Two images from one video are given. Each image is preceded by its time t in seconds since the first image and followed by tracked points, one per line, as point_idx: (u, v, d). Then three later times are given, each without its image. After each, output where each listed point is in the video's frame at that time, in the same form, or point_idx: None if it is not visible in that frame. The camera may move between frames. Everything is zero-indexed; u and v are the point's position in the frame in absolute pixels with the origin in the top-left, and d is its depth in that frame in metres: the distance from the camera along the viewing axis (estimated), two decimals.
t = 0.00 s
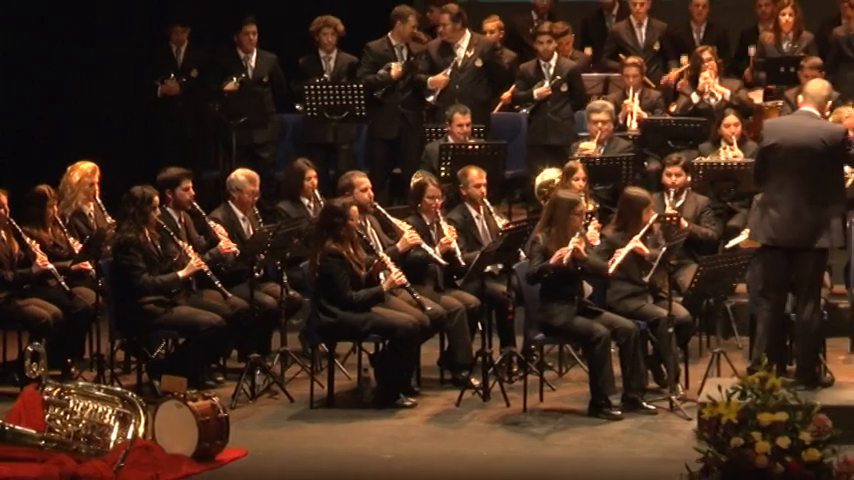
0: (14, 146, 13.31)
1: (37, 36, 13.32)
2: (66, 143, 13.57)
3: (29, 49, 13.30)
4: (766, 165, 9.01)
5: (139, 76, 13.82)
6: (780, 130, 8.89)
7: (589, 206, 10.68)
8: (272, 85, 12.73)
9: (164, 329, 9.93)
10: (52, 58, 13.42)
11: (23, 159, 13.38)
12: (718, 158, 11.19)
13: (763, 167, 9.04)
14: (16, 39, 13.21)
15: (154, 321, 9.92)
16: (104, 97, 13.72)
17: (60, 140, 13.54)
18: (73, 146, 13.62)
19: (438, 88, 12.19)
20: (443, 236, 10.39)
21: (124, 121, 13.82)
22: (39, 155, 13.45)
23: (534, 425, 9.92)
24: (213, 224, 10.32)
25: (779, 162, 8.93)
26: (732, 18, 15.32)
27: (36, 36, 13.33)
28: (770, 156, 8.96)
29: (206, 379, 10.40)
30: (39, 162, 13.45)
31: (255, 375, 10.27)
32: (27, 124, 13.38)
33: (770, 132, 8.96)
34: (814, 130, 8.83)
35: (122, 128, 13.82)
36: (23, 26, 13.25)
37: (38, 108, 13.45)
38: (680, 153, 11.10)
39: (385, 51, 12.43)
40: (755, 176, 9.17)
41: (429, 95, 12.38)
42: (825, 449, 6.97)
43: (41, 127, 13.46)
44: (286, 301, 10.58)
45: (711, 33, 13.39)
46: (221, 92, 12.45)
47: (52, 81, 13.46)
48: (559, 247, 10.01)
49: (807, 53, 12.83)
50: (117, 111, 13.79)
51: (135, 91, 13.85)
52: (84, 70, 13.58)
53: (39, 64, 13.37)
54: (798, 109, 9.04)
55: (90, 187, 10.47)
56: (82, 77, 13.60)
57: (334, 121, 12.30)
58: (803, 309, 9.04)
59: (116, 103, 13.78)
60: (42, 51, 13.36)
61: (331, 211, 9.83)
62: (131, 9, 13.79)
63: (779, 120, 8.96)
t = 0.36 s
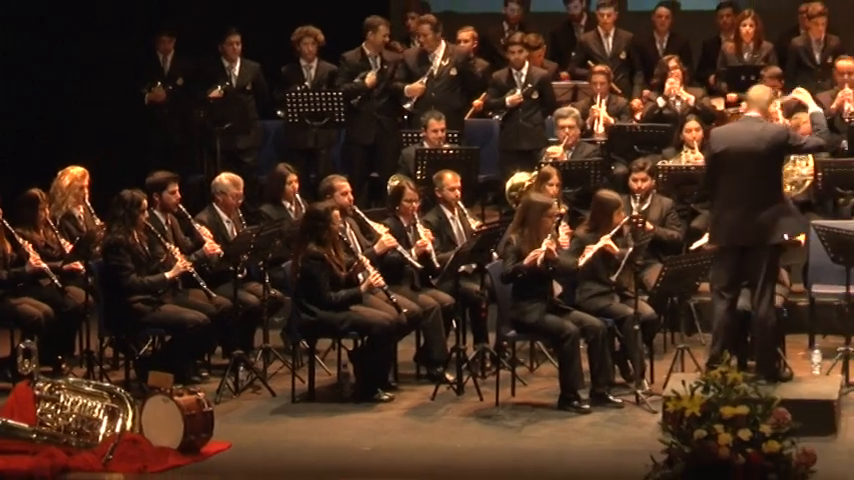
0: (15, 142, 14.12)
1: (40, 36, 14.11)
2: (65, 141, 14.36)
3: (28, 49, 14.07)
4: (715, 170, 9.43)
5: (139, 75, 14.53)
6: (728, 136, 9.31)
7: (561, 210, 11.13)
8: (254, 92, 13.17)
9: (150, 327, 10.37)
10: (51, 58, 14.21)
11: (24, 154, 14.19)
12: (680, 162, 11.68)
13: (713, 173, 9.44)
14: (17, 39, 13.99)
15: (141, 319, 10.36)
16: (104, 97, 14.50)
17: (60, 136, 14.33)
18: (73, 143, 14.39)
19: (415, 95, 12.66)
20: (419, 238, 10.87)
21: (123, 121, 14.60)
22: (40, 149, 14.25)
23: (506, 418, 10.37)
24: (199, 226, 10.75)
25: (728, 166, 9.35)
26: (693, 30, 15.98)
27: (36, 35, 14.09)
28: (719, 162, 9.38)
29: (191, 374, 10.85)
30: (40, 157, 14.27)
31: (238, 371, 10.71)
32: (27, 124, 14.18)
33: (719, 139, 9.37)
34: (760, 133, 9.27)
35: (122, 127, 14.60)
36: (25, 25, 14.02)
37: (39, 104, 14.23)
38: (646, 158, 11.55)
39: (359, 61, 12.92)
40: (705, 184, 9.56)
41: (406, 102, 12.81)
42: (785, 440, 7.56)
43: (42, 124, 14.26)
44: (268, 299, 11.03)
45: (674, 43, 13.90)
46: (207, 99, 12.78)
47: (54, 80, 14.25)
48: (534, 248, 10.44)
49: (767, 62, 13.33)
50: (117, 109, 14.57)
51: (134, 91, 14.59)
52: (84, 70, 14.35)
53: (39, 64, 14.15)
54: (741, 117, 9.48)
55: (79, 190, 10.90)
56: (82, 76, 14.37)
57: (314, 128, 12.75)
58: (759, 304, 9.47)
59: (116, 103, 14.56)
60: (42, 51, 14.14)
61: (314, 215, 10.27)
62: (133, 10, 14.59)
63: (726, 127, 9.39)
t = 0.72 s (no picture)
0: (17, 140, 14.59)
1: (44, 38, 14.56)
2: (64, 139, 14.89)
3: (30, 51, 14.49)
4: (655, 174, 9.90)
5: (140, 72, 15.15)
6: (669, 140, 9.83)
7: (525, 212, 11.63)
8: (229, 99, 13.61)
9: (130, 325, 10.79)
10: (52, 59, 14.64)
11: (26, 152, 14.69)
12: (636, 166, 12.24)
13: (652, 177, 9.91)
14: (17, 39, 14.39)
15: (121, 317, 10.78)
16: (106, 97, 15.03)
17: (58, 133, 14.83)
18: (72, 142, 14.94)
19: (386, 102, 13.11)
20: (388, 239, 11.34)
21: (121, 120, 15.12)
22: (41, 147, 14.77)
23: (472, 411, 10.84)
24: (176, 229, 11.16)
25: (667, 170, 9.85)
26: (649, 39, 16.78)
27: (37, 38, 14.52)
28: (659, 167, 9.88)
29: (170, 370, 11.30)
30: (40, 154, 14.78)
31: (215, 367, 11.15)
32: (27, 124, 14.65)
33: (659, 144, 9.87)
34: (698, 136, 9.80)
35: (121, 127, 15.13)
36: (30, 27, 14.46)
37: (41, 105, 14.71)
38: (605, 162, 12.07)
39: (327, 69, 13.40)
40: (642, 190, 10.00)
41: (377, 110, 13.35)
42: (738, 432, 8.15)
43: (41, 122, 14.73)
44: (244, 298, 11.47)
45: (634, 52, 14.44)
46: (183, 106, 13.25)
47: (54, 81, 14.70)
48: (500, 250, 10.92)
49: (721, 70, 13.85)
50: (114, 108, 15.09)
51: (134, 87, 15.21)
52: (83, 71, 14.85)
53: (39, 64, 14.56)
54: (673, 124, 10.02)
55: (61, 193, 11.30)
56: (81, 76, 14.86)
57: (288, 134, 13.21)
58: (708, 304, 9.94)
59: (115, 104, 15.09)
60: (46, 52, 14.59)
61: (290, 219, 10.72)
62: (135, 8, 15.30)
63: (665, 133, 9.91)
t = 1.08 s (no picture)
0: (17, 139, 15.39)
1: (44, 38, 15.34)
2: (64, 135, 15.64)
3: (31, 50, 15.27)
4: (604, 179, 10.42)
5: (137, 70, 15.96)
6: (614, 147, 10.34)
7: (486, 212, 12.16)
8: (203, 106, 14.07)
9: (107, 323, 11.20)
10: (52, 58, 15.43)
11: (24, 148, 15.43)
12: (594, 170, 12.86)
13: (602, 182, 10.43)
14: (17, 39, 15.17)
15: (98, 315, 11.19)
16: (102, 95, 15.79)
17: (56, 134, 15.58)
18: (71, 140, 15.66)
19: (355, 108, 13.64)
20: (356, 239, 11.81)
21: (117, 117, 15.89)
22: (40, 144, 15.51)
23: (438, 405, 11.30)
24: (151, 232, 11.58)
25: (614, 174, 10.36)
26: (608, 48, 17.28)
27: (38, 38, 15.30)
28: (607, 172, 10.40)
29: (146, 366, 11.72)
30: (40, 153, 15.56)
31: (189, 364, 11.57)
32: (26, 124, 15.44)
33: (605, 150, 10.39)
34: (641, 141, 10.30)
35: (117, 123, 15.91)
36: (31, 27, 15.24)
37: (40, 102, 15.47)
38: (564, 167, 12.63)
39: (295, 77, 13.86)
40: (594, 197, 10.51)
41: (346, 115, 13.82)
42: (692, 425, 8.68)
43: (40, 121, 15.51)
44: (217, 296, 11.93)
45: (592, 60, 14.98)
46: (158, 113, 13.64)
47: (53, 79, 15.49)
48: (463, 250, 11.39)
49: (675, 78, 14.38)
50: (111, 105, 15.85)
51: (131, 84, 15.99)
52: (81, 69, 15.64)
53: (38, 64, 15.35)
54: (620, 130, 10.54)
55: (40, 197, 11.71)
56: (80, 75, 15.64)
57: (258, 140, 13.67)
58: (661, 302, 10.41)
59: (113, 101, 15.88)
60: (45, 51, 15.37)
61: (262, 221, 11.17)
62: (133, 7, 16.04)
63: (611, 139, 10.42)
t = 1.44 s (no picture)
0: (18, 137, 16.11)
1: (41, 38, 16.12)
2: (64, 132, 16.31)
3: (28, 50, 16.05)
4: (572, 184, 10.87)
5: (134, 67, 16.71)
6: (579, 154, 10.77)
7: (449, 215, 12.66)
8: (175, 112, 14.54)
9: (83, 321, 11.62)
10: (49, 58, 16.19)
11: (24, 146, 16.13)
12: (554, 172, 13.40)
13: (571, 187, 10.89)
14: (16, 39, 15.97)
15: (75, 314, 11.60)
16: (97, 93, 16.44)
17: (56, 133, 16.28)
18: (70, 136, 16.34)
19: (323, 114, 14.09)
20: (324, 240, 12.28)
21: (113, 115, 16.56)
22: (38, 142, 16.19)
23: (402, 400, 11.77)
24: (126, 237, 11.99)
25: (579, 179, 10.81)
26: (565, 57, 17.81)
27: (36, 38, 16.10)
28: (574, 178, 10.84)
29: (121, 363, 12.17)
30: (40, 152, 16.24)
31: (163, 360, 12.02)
32: (25, 123, 16.15)
33: (572, 157, 10.84)
34: (606, 148, 10.73)
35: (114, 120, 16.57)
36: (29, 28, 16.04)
37: (37, 101, 16.17)
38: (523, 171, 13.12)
39: (267, 83, 14.30)
40: (564, 199, 10.99)
41: (314, 121, 14.25)
42: (646, 418, 9.17)
43: (40, 121, 16.22)
44: (189, 296, 12.40)
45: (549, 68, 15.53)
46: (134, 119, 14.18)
47: (50, 79, 16.21)
48: (426, 249, 11.86)
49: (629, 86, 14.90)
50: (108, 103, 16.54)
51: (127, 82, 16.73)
52: (78, 68, 16.36)
53: (36, 64, 16.12)
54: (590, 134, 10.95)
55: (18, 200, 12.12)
56: (77, 73, 16.34)
57: (229, 145, 14.13)
58: (617, 299, 10.85)
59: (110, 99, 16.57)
60: (41, 51, 16.12)
61: (230, 221, 11.62)
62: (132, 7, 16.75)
63: (578, 145, 10.85)
